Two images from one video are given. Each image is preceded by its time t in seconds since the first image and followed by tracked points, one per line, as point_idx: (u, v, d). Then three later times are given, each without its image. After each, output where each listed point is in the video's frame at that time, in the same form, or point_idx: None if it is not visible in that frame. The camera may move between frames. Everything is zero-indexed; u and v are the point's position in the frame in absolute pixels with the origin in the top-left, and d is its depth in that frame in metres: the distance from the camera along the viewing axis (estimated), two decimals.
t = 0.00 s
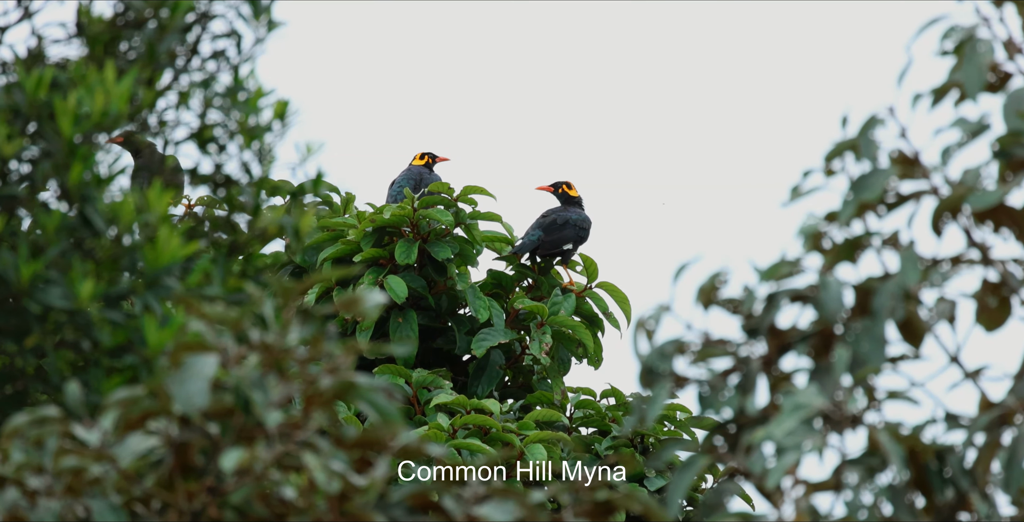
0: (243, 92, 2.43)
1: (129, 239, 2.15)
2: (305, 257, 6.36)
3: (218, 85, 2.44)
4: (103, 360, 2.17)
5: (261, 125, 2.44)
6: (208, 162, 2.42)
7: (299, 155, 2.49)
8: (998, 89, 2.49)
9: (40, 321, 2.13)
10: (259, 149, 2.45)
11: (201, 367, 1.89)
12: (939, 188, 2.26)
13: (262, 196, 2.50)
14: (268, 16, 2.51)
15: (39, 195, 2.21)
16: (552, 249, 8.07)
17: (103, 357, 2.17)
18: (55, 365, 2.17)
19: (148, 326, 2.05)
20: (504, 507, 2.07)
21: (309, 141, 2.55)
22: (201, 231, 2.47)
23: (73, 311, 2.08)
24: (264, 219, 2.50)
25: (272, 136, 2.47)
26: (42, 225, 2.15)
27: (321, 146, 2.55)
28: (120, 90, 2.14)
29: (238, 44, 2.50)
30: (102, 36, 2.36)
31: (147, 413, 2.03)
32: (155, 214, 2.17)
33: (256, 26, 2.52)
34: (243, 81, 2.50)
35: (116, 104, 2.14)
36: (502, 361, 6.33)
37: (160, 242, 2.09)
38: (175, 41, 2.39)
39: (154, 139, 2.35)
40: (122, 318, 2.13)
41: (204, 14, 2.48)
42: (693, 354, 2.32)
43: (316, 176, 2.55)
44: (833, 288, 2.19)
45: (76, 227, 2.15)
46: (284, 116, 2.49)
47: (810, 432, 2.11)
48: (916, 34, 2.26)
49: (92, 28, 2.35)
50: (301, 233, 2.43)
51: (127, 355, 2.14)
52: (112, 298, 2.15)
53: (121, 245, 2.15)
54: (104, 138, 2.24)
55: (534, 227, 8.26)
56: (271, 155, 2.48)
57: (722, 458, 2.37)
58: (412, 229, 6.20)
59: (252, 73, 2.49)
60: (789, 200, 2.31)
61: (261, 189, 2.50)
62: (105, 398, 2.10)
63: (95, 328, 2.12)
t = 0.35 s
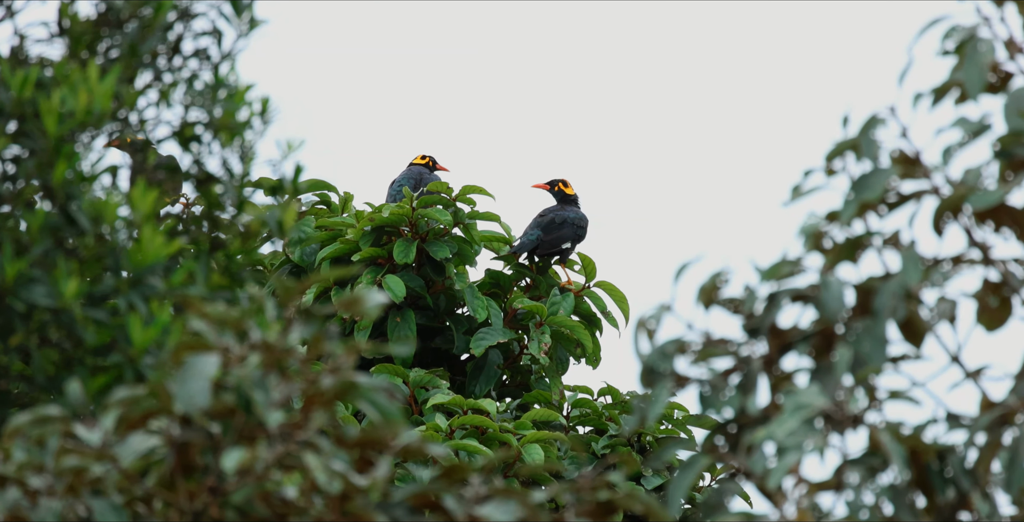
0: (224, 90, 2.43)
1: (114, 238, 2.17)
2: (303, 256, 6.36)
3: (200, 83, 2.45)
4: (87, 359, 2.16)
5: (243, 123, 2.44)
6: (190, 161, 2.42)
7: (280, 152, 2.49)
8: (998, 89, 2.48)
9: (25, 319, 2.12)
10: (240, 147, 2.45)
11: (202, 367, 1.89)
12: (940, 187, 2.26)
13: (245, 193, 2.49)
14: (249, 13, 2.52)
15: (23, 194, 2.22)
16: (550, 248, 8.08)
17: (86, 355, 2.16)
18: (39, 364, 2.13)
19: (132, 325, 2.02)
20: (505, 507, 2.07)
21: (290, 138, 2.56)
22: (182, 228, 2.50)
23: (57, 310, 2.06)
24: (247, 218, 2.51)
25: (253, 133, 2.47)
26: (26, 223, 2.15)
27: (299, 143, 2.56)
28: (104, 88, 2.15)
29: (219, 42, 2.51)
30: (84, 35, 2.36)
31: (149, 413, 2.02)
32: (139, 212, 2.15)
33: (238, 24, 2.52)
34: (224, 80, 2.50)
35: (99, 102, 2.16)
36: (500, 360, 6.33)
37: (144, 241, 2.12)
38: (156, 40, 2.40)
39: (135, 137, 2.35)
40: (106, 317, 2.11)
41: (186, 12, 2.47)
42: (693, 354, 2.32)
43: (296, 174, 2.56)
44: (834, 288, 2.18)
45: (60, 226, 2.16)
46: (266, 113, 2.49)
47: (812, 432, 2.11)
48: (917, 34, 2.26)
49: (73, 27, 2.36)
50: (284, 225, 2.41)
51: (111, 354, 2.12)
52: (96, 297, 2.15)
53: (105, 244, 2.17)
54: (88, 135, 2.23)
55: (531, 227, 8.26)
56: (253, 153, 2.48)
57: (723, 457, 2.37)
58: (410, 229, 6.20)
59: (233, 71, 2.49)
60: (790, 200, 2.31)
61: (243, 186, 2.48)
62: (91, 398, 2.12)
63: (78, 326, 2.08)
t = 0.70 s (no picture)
0: (205, 90, 2.42)
1: (94, 237, 2.16)
2: (299, 257, 6.34)
3: (179, 83, 2.44)
4: (66, 357, 2.15)
5: (223, 124, 2.43)
6: (169, 160, 2.41)
7: (259, 152, 2.49)
8: (999, 90, 2.48)
9: (3, 317, 2.11)
10: (219, 148, 2.45)
11: (202, 367, 1.88)
12: (940, 188, 2.26)
13: (224, 194, 2.47)
14: (228, 13, 2.51)
15: (2, 193, 2.21)
16: (546, 247, 8.08)
17: (64, 353, 2.16)
18: (17, 362, 2.11)
19: (112, 324, 2.03)
20: (505, 507, 2.06)
21: (270, 140, 2.56)
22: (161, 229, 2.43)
23: (37, 308, 2.08)
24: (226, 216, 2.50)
25: (233, 134, 2.47)
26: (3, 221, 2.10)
27: (279, 143, 2.57)
28: (84, 88, 2.16)
29: (199, 42, 2.49)
30: (64, 35, 2.35)
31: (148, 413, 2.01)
32: (116, 208, 2.19)
33: (217, 24, 2.51)
34: (203, 80, 2.49)
35: (79, 102, 2.16)
36: (497, 360, 6.33)
37: (123, 241, 2.13)
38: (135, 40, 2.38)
39: (114, 137, 2.33)
40: (85, 316, 2.12)
41: (165, 12, 2.46)
42: (693, 355, 2.31)
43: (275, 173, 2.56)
44: (834, 288, 2.18)
45: (39, 226, 2.13)
46: (246, 114, 2.48)
47: (812, 433, 2.11)
48: (917, 34, 2.26)
49: (52, 26, 2.34)
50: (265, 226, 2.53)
51: (90, 351, 2.12)
52: (75, 296, 2.13)
53: (85, 243, 2.15)
54: (66, 135, 2.22)
55: (527, 226, 8.26)
56: (233, 154, 2.48)
57: (723, 458, 2.36)
58: (407, 229, 6.20)
59: (213, 71, 2.48)
60: (790, 201, 2.31)
61: (223, 187, 2.46)
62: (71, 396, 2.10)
63: (57, 326, 2.10)
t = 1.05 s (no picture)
0: (180, 87, 2.43)
1: (70, 234, 2.16)
2: (298, 256, 6.34)
3: (154, 80, 2.44)
4: (44, 354, 2.11)
5: (198, 121, 2.43)
6: (145, 158, 2.41)
7: (234, 149, 2.49)
8: (997, 90, 2.48)
9: None
10: (195, 145, 2.44)
11: (202, 367, 1.88)
12: (939, 188, 2.26)
13: (199, 192, 2.46)
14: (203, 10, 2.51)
15: None
16: (545, 246, 8.08)
17: (40, 349, 2.11)
18: None
19: (89, 321, 2.01)
20: (504, 507, 2.07)
21: (245, 136, 2.55)
22: (139, 226, 2.41)
23: (12, 305, 2.04)
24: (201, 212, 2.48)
25: (208, 131, 2.47)
26: None
27: (254, 141, 2.55)
28: (60, 85, 2.16)
29: (174, 39, 2.49)
30: (39, 33, 2.33)
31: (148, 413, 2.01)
32: (92, 207, 2.22)
33: (192, 20, 2.51)
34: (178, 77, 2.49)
35: (55, 98, 2.17)
36: (496, 361, 6.33)
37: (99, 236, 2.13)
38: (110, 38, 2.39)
39: (89, 135, 2.33)
40: (61, 312, 2.08)
41: (140, 9, 2.47)
42: (693, 355, 2.32)
43: (250, 171, 2.55)
44: (833, 289, 2.18)
45: (15, 224, 2.15)
46: (221, 110, 2.49)
47: (812, 433, 2.11)
48: (916, 34, 2.26)
49: (28, 23, 2.32)
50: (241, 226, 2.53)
51: (66, 347, 2.10)
52: (51, 292, 2.11)
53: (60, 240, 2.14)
54: (41, 133, 2.22)
55: (526, 225, 8.26)
56: (208, 151, 2.47)
57: (723, 458, 2.37)
58: (406, 229, 6.20)
59: (188, 68, 2.48)
60: (790, 202, 2.31)
61: (198, 184, 2.45)
62: (47, 393, 2.09)
63: (34, 323, 2.07)
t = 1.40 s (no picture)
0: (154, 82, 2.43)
1: (45, 230, 2.13)
2: (299, 257, 6.35)
3: (128, 76, 2.44)
4: (18, 350, 2.10)
5: (173, 115, 2.43)
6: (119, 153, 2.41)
7: (209, 144, 2.48)
8: (997, 90, 2.48)
9: None
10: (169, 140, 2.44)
11: (202, 367, 1.88)
12: (938, 188, 2.26)
13: (174, 187, 2.45)
14: (177, 4, 2.51)
15: None
16: (545, 245, 8.10)
17: (18, 346, 2.10)
18: None
19: (65, 318, 2.02)
20: (504, 507, 2.06)
21: (220, 131, 2.54)
22: (115, 223, 2.40)
23: None
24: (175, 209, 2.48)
25: (182, 126, 2.47)
26: None
27: (229, 136, 2.54)
28: (34, 81, 2.16)
29: (147, 34, 2.50)
30: (12, 29, 2.32)
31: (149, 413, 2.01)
32: (69, 201, 2.18)
33: (165, 15, 2.51)
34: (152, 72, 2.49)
35: (30, 95, 2.17)
36: (497, 361, 6.33)
37: (75, 232, 2.12)
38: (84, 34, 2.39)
39: (64, 131, 2.33)
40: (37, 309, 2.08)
41: (114, 4, 2.47)
42: (693, 355, 2.32)
43: (224, 167, 2.54)
44: (833, 288, 2.18)
45: None
46: (195, 105, 2.48)
47: (812, 432, 2.11)
48: (916, 33, 2.26)
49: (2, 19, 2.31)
50: (216, 221, 2.50)
51: (43, 345, 2.09)
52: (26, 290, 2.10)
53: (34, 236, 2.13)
54: (15, 129, 2.23)
55: (527, 225, 8.27)
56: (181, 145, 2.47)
57: (723, 458, 2.37)
58: (407, 229, 6.20)
59: (161, 63, 2.48)
60: (790, 201, 2.31)
61: (173, 179, 2.45)
62: (23, 392, 2.07)
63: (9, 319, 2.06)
